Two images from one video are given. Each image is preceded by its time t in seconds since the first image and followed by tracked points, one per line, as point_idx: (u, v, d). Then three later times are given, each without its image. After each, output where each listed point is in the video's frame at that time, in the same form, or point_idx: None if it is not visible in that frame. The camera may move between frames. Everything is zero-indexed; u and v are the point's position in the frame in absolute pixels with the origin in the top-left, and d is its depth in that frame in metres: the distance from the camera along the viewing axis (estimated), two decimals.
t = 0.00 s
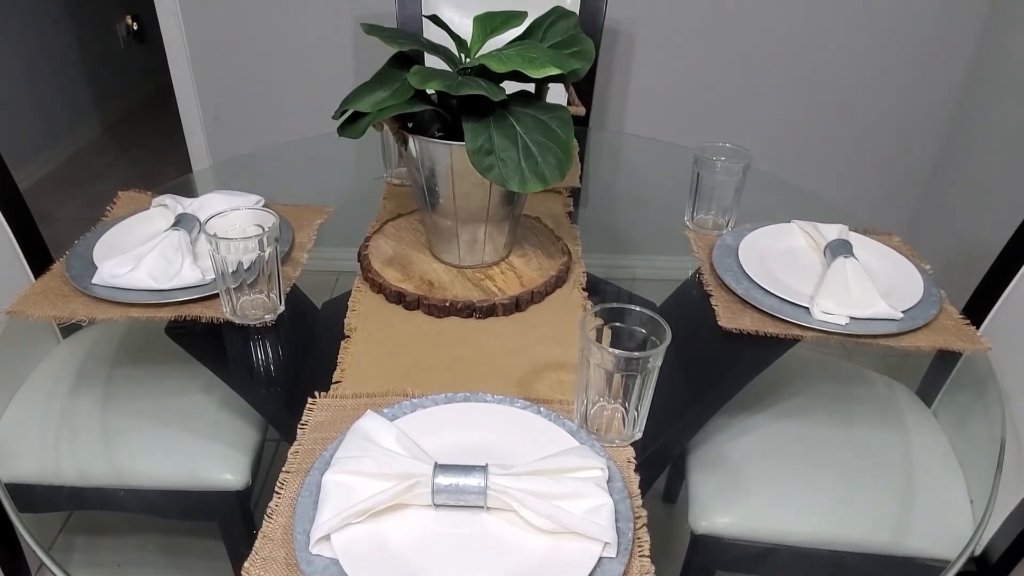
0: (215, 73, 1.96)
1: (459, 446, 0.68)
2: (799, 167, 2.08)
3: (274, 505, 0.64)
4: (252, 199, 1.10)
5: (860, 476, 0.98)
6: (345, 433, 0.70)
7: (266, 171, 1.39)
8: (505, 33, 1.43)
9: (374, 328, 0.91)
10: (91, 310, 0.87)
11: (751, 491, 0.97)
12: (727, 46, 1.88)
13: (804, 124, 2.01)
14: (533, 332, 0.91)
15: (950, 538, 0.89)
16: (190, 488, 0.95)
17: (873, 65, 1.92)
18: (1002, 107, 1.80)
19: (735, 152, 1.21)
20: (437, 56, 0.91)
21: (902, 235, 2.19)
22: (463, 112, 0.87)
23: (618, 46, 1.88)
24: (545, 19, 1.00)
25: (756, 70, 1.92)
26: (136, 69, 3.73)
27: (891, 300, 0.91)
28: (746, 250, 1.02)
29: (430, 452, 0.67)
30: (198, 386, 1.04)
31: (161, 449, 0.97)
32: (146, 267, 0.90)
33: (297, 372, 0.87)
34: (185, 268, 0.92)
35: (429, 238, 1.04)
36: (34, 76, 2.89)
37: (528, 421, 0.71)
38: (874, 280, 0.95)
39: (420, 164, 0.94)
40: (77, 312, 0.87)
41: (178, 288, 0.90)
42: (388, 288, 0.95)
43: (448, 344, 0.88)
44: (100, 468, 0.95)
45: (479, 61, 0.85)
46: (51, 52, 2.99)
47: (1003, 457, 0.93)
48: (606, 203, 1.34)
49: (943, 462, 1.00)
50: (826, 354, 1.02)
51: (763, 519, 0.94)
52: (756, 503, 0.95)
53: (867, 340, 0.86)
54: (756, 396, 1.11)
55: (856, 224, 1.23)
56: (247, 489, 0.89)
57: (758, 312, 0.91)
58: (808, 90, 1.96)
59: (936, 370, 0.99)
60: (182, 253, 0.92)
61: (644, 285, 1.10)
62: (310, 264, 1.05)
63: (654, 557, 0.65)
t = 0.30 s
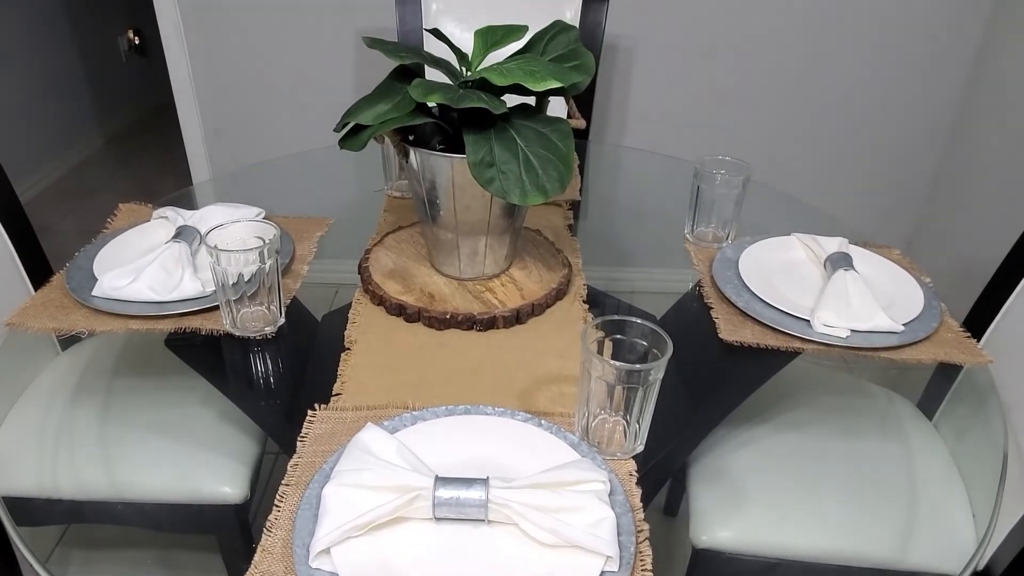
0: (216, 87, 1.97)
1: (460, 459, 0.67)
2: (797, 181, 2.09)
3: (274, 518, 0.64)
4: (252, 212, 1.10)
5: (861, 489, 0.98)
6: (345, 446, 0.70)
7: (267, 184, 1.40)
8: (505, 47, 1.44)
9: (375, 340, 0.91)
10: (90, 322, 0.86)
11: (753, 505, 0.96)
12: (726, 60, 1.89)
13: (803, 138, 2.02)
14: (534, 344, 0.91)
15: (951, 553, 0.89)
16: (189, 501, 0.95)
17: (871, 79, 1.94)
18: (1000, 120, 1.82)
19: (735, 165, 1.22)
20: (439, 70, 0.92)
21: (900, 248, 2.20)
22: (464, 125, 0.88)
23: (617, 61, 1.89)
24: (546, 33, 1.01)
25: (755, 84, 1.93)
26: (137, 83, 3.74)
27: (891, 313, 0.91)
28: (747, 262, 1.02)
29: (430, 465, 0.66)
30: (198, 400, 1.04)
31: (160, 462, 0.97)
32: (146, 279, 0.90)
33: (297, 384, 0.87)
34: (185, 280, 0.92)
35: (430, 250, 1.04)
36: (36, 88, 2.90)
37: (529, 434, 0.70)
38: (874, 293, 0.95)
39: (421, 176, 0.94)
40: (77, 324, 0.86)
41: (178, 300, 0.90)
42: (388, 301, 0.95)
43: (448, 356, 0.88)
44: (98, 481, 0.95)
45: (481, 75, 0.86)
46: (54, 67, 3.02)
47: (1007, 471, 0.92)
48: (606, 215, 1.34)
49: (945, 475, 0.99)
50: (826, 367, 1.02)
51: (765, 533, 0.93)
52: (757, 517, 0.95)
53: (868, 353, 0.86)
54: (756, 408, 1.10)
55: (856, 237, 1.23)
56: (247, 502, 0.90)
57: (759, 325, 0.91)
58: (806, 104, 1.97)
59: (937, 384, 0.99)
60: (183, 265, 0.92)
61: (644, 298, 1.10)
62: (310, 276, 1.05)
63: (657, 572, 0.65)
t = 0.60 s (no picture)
0: (218, 102, 1.99)
1: (460, 475, 0.67)
2: (796, 196, 2.10)
3: (273, 535, 0.63)
4: (253, 227, 1.10)
5: (863, 505, 0.98)
6: (345, 462, 0.69)
7: (267, 199, 1.40)
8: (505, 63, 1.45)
9: (374, 356, 0.91)
10: (90, 337, 0.87)
11: (754, 522, 0.96)
12: (725, 76, 1.91)
13: (801, 154, 2.03)
14: (534, 359, 0.91)
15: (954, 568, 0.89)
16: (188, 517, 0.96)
17: (868, 95, 1.95)
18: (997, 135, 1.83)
19: (734, 181, 1.22)
20: (439, 86, 0.92)
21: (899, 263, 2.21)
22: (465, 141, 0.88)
23: (617, 77, 1.90)
24: (546, 50, 1.02)
25: (753, 100, 1.95)
26: (138, 99, 3.76)
27: (892, 328, 0.91)
28: (746, 278, 1.02)
29: (430, 481, 0.66)
30: (197, 413, 1.04)
31: (158, 479, 0.97)
32: (147, 293, 0.90)
33: (297, 400, 0.87)
34: (186, 296, 0.92)
35: (430, 265, 1.04)
36: (37, 104, 2.91)
37: (530, 450, 0.70)
38: (874, 308, 0.95)
39: (421, 192, 0.95)
40: (76, 339, 0.86)
41: (178, 315, 0.90)
42: (388, 316, 0.96)
43: (448, 372, 0.88)
44: (96, 496, 0.95)
45: (481, 91, 0.86)
46: (55, 83, 3.03)
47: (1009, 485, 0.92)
48: (605, 231, 1.35)
49: (947, 490, 0.99)
50: (826, 382, 1.02)
51: (766, 549, 0.93)
52: (759, 532, 0.95)
53: (868, 369, 0.86)
54: (757, 424, 1.10)
55: (855, 252, 1.24)
56: (246, 518, 0.90)
57: (759, 340, 0.91)
58: (804, 120, 1.98)
59: (937, 399, 0.99)
60: (183, 280, 0.92)
61: (644, 312, 1.10)
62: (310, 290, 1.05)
63: None
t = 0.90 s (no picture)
0: (218, 113, 1.99)
1: (460, 486, 0.67)
2: (794, 206, 2.11)
3: (272, 546, 0.63)
4: (253, 237, 1.11)
5: (863, 516, 0.98)
6: (345, 473, 0.69)
7: (266, 210, 1.40)
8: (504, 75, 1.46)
9: (374, 366, 0.91)
10: (90, 347, 0.87)
11: (754, 533, 0.96)
12: (722, 88, 1.92)
13: (799, 165, 2.04)
14: (533, 370, 0.91)
15: None
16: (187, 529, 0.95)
17: (865, 107, 1.96)
18: (993, 146, 1.84)
19: (732, 192, 1.23)
20: (439, 98, 0.93)
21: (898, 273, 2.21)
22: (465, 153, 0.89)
23: (615, 89, 1.91)
24: (545, 63, 1.03)
25: (751, 111, 1.96)
26: (138, 111, 3.77)
27: (890, 339, 0.91)
28: (744, 288, 1.02)
29: (430, 492, 0.66)
30: (196, 424, 1.04)
31: (157, 490, 0.96)
32: (146, 304, 0.90)
33: (297, 410, 0.87)
34: (185, 306, 0.92)
35: (429, 276, 1.05)
36: (38, 116, 2.92)
37: (530, 461, 0.70)
38: (872, 318, 0.96)
39: (421, 203, 0.95)
40: (76, 350, 0.87)
41: (178, 325, 0.90)
42: (387, 326, 0.96)
43: (447, 382, 0.88)
44: (94, 508, 0.94)
45: (481, 103, 0.87)
46: (56, 94, 3.04)
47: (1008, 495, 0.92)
48: (605, 242, 1.35)
49: (946, 501, 0.99)
50: (826, 392, 1.02)
51: (765, 560, 0.93)
52: (759, 543, 0.95)
53: (866, 379, 0.86)
54: (756, 434, 1.10)
55: (853, 263, 1.24)
56: (245, 529, 0.89)
57: (758, 351, 0.91)
58: (801, 131, 1.99)
59: (935, 409, 0.99)
60: (183, 291, 0.93)
61: (642, 323, 1.10)
62: (309, 301, 1.05)
63: None
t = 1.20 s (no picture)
0: (218, 116, 2.00)
1: (458, 488, 0.67)
2: (792, 210, 2.11)
3: (270, 548, 0.63)
4: (252, 240, 1.11)
5: (860, 519, 0.98)
6: (343, 475, 0.70)
7: (265, 212, 1.41)
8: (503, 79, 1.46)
9: (372, 369, 0.91)
10: (89, 349, 0.87)
11: (752, 534, 0.96)
12: (721, 91, 1.93)
13: (797, 168, 2.05)
14: (531, 372, 0.91)
15: None
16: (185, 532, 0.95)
17: (863, 110, 1.97)
18: (991, 150, 1.84)
19: (730, 195, 1.23)
20: (438, 101, 0.93)
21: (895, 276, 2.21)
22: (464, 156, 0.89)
23: (614, 92, 1.92)
24: (544, 66, 1.03)
25: (749, 115, 1.96)
26: (138, 114, 3.78)
27: (887, 342, 0.92)
28: (742, 291, 1.02)
29: (427, 494, 0.66)
30: (194, 426, 1.04)
31: (156, 493, 0.96)
32: (146, 306, 0.90)
33: (295, 413, 0.87)
34: (185, 308, 0.92)
35: (428, 279, 1.05)
36: (38, 118, 2.93)
37: (528, 463, 0.70)
38: (870, 321, 0.96)
39: (420, 206, 0.95)
40: (75, 352, 0.87)
41: (177, 328, 0.90)
42: (386, 328, 0.96)
43: (446, 385, 0.88)
44: (92, 510, 0.94)
45: (480, 107, 0.87)
46: (56, 97, 3.05)
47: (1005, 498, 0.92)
48: (603, 245, 1.35)
49: (943, 503, 1.00)
50: (824, 395, 1.03)
51: (763, 563, 0.93)
52: (756, 545, 0.95)
53: (864, 382, 0.87)
54: (755, 437, 1.11)
55: (851, 267, 1.24)
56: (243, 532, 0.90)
57: (755, 353, 0.91)
58: (799, 134, 2.00)
59: (933, 412, 0.99)
60: (182, 293, 0.93)
61: (640, 326, 1.11)
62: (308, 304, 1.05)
63: None
